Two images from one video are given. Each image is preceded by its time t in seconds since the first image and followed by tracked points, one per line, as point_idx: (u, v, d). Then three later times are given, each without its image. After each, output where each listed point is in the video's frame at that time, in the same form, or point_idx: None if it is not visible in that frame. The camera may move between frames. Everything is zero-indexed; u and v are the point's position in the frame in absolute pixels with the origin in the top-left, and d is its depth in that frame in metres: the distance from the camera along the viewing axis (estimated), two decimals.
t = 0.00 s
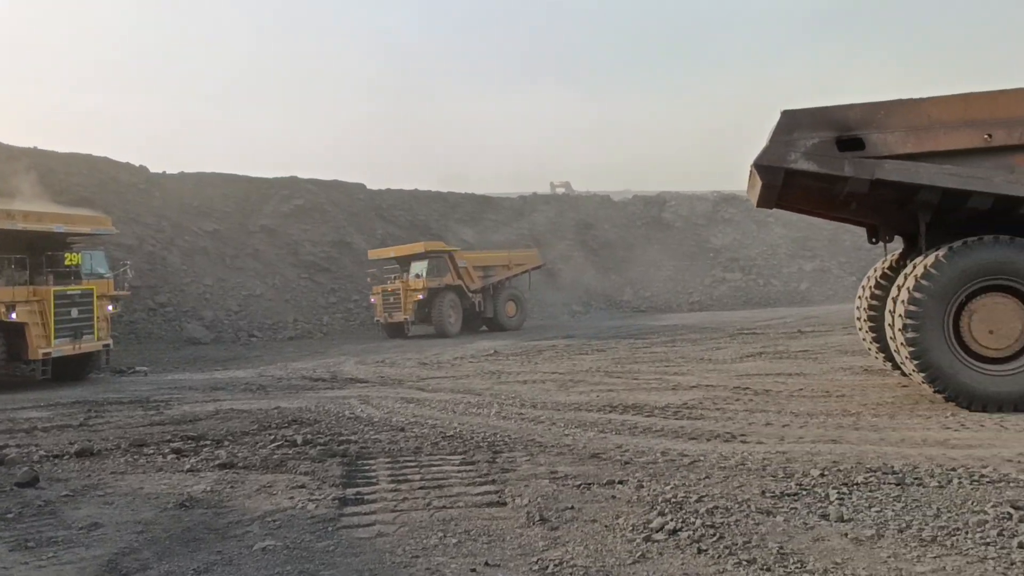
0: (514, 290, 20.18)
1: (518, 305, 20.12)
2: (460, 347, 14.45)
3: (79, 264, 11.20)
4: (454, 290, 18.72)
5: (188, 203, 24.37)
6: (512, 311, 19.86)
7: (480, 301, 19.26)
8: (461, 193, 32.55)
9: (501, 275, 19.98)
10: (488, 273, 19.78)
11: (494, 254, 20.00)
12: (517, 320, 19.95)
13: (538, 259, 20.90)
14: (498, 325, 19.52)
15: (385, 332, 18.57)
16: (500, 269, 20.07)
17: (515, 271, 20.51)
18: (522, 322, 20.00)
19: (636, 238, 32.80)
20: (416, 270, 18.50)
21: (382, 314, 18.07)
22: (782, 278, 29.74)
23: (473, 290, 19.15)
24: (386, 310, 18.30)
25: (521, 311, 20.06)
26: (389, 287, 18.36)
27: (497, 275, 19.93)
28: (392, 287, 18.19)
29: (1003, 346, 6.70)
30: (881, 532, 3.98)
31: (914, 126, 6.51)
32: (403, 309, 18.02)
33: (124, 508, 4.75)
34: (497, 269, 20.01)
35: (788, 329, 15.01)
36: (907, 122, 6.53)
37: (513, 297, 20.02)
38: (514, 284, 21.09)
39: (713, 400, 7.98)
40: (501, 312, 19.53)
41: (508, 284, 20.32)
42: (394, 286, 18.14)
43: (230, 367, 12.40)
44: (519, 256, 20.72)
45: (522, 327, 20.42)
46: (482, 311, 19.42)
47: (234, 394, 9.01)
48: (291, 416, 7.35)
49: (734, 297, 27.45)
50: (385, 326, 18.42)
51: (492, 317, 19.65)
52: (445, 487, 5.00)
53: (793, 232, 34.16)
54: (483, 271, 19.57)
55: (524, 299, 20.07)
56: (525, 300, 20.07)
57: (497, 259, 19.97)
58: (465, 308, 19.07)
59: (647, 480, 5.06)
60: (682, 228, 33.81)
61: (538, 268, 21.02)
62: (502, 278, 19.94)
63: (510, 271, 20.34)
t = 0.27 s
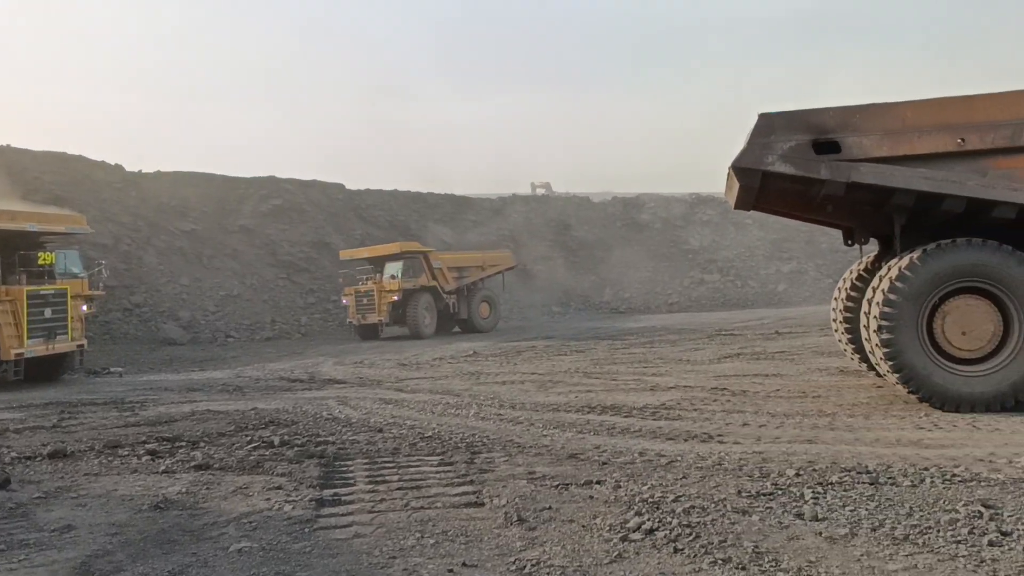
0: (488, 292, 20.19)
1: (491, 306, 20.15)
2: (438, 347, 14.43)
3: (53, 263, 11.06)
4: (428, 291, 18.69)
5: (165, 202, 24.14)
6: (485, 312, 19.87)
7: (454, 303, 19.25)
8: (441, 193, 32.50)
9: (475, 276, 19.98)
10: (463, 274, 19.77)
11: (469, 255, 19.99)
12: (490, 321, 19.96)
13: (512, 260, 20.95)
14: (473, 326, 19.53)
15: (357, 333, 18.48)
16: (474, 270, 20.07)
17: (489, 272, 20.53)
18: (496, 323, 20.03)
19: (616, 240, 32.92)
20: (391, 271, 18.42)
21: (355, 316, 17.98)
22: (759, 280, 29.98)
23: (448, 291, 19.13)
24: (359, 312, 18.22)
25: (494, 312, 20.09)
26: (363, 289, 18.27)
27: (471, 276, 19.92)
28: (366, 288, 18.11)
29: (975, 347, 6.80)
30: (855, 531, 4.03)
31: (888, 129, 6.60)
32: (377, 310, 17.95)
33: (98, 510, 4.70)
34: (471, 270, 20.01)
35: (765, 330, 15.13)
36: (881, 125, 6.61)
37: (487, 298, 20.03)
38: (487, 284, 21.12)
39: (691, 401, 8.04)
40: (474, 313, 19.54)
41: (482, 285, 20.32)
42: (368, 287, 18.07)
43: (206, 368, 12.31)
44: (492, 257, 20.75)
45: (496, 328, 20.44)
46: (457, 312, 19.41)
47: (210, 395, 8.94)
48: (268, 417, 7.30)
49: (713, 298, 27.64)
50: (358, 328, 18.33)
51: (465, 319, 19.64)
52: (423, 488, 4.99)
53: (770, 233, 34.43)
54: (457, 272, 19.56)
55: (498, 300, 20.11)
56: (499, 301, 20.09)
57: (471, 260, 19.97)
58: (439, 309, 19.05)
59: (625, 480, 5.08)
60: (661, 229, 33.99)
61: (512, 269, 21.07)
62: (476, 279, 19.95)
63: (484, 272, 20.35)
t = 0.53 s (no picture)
0: (464, 294, 20.20)
1: (468, 308, 20.14)
2: (419, 348, 14.39)
3: (30, 262, 10.93)
4: (405, 292, 18.66)
5: (144, 201, 23.93)
6: (461, 314, 19.87)
7: (431, 304, 19.23)
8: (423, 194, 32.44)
9: (452, 278, 19.97)
10: (440, 276, 19.75)
11: (446, 257, 19.99)
12: (466, 323, 19.95)
13: (488, 262, 20.98)
14: (449, 328, 19.52)
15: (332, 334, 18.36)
16: (451, 272, 20.07)
17: (465, 274, 20.55)
18: (472, 325, 20.02)
19: (597, 241, 33.01)
20: (369, 271, 18.37)
21: (331, 317, 17.89)
22: (740, 282, 30.18)
23: (424, 292, 19.11)
24: (335, 312, 18.13)
25: (470, 314, 20.10)
26: (340, 289, 18.20)
27: (448, 278, 19.92)
28: (343, 289, 18.04)
29: (951, 348, 6.89)
30: (832, 530, 4.07)
31: (867, 132, 6.67)
32: (354, 311, 17.89)
33: (75, 511, 4.65)
34: (449, 271, 20.01)
35: (746, 332, 15.24)
36: (860, 128, 6.69)
37: (463, 300, 20.03)
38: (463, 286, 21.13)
39: (671, 401, 8.08)
40: (451, 315, 19.53)
41: (458, 287, 20.32)
42: (345, 287, 18.01)
43: (185, 368, 12.21)
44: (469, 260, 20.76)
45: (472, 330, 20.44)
46: (433, 314, 19.38)
47: (189, 395, 8.88)
48: (248, 418, 7.25)
49: (693, 300, 27.78)
50: (333, 329, 18.22)
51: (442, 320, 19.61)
52: (403, 488, 4.98)
53: (751, 236, 34.65)
54: (435, 273, 19.55)
55: (474, 302, 20.12)
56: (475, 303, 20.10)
57: (449, 262, 19.97)
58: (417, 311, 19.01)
59: (605, 480, 5.10)
60: (642, 231, 34.13)
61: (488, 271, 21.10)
62: (453, 281, 19.94)
63: (461, 274, 20.35)
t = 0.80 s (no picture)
0: (433, 296, 20.17)
1: (436, 310, 20.11)
2: (392, 349, 14.33)
3: None
4: (376, 293, 18.57)
5: (113, 199, 23.62)
6: (430, 316, 19.83)
7: (400, 306, 19.16)
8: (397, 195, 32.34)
9: (422, 280, 19.95)
10: (410, 277, 19.71)
11: (416, 259, 19.96)
12: (434, 325, 19.92)
13: (457, 265, 20.99)
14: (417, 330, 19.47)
15: (299, 335, 18.23)
16: (421, 274, 20.04)
17: (434, 277, 20.54)
18: (440, 328, 20.00)
19: (571, 243, 33.10)
20: (339, 272, 18.26)
21: (299, 317, 17.77)
22: (712, 285, 30.43)
23: (394, 294, 19.04)
24: (303, 313, 17.98)
25: (439, 316, 20.08)
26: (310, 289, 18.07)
27: (418, 279, 19.88)
28: (312, 289, 17.92)
29: (918, 351, 7.01)
30: (800, 530, 4.12)
31: (836, 138, 6.76)
32: (324, 312, 17.78)
33: (39, 513, 4.58)
34: (419, 273, 19.98)
35: (718, 335, 15.36)
36: (829, 134, 6.78)
37: (432, 302, 19.99)
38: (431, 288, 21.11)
39: (643, 403, 8.14)
40: (420, 317, 19.48)
41: (427, 289, 20.30)
42: (314, 288, 17.89)
43: (154, 369, 12.07)
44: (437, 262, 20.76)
45: (440, 332, 20.40)
46: (402, 316, 19.31)
47: (158, 396, 8.78)
48: (217, 419, 7.18)
49: (666, 302, 27.96)
50: (300, 330, 18.13)
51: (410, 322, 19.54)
52: (374, 490, 4.97)
53: (723, 239, 34.95)
54: (404, 275, 19.50)
55: (442, 304, 20.11)
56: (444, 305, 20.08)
57: (419, 263, 19.94)
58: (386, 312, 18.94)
59: (576, 481, 5.13)
60: (616, 233, 34.29)
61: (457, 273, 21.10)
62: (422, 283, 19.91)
63: (430, 277, 20.32)
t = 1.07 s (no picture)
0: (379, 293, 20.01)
1: (383, 307, 19.94)
2: (342, 346, 14.19)
3: None
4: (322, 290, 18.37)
5: (52, 192, 22.93)
6: (376, 313, 19.65)
7: (346, 303, 18.96)
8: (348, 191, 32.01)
9: (368, 277, 19.81)
10: (356, 274, 19.56)
11: (362, 255, 19.82)
12: (381, 323, 19.75)
13: (403, 262, 20.90)
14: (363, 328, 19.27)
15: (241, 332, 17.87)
16: (367, 270, 19.91)
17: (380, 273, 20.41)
18: (386, 325, 19.84)
19: (524, 241, 33.17)
20: (284, 268, 18.02)
21: (241, 315, 17.46)
22: (663, 282, 30.80)
23: (341, 291, 18.86)
24: (246, 310, 17.66)
25: (386, 313, 19.90)
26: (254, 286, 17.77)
27: (364, 276, 19.74)
28: (256, 286, 17.63)
29: (861, 348, 7.19)
30: (745, 523, 4.20)
31: (783, 138, 6.90)
32: (269, 309, 17.51)
33: None
34: (365, 270, 19.85)
35: (668, 332, 15.54)
36: (776, 134, 6.91)
37: (379, 299, 19.83)
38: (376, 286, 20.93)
39: (595, 400, 8.20)
40: (366, 315, 19.30)
41: (373, 286, 20.14)
42: (259, 285, 17.61)
43: (95, 367, 11.76)
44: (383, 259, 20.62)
45: (387, 330, 20.22)
46: (348, 313, 19.07)
47: (99, 395, 8.55)
48: (162, 418, 7.02)
49: (618, 299, 28.22)
50: (243, 328, 17.77)
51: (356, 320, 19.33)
52: (324, 488, 4.91)
53: (674, 237, 35.40)
54: (350, 272, 19.34)
55: (389, 302, 19.96)
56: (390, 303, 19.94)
57: (365, 260, 19.80)
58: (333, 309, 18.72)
59: (527, 477, 5.15)
60: (568, 231, 34.47)
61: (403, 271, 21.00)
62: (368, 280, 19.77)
63: (376, 274, 20.19)
